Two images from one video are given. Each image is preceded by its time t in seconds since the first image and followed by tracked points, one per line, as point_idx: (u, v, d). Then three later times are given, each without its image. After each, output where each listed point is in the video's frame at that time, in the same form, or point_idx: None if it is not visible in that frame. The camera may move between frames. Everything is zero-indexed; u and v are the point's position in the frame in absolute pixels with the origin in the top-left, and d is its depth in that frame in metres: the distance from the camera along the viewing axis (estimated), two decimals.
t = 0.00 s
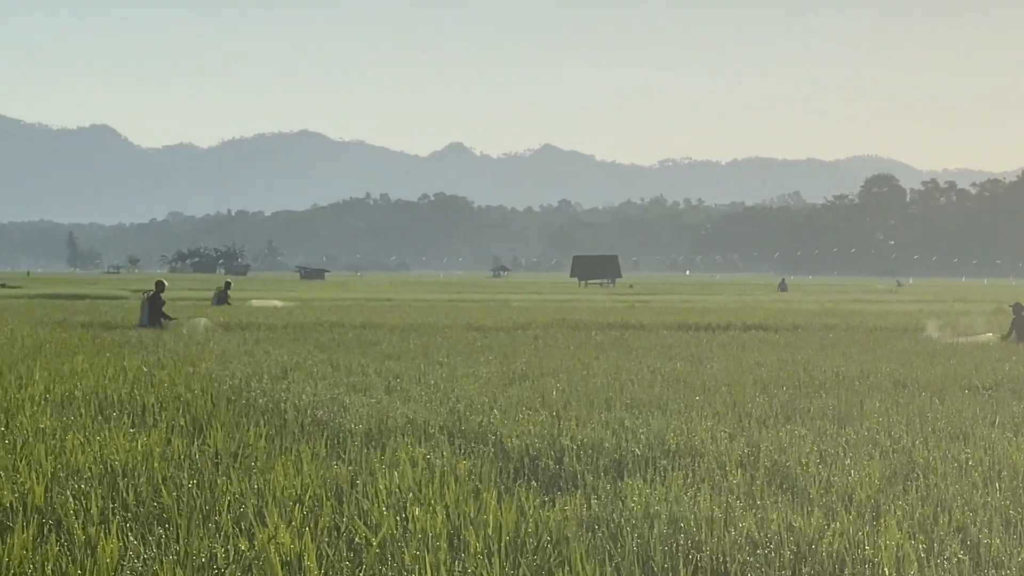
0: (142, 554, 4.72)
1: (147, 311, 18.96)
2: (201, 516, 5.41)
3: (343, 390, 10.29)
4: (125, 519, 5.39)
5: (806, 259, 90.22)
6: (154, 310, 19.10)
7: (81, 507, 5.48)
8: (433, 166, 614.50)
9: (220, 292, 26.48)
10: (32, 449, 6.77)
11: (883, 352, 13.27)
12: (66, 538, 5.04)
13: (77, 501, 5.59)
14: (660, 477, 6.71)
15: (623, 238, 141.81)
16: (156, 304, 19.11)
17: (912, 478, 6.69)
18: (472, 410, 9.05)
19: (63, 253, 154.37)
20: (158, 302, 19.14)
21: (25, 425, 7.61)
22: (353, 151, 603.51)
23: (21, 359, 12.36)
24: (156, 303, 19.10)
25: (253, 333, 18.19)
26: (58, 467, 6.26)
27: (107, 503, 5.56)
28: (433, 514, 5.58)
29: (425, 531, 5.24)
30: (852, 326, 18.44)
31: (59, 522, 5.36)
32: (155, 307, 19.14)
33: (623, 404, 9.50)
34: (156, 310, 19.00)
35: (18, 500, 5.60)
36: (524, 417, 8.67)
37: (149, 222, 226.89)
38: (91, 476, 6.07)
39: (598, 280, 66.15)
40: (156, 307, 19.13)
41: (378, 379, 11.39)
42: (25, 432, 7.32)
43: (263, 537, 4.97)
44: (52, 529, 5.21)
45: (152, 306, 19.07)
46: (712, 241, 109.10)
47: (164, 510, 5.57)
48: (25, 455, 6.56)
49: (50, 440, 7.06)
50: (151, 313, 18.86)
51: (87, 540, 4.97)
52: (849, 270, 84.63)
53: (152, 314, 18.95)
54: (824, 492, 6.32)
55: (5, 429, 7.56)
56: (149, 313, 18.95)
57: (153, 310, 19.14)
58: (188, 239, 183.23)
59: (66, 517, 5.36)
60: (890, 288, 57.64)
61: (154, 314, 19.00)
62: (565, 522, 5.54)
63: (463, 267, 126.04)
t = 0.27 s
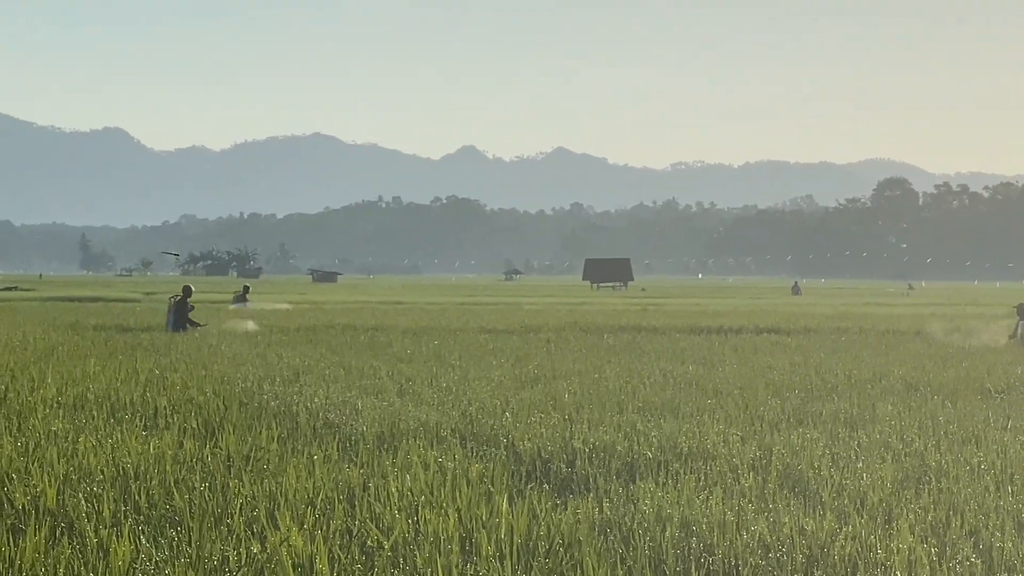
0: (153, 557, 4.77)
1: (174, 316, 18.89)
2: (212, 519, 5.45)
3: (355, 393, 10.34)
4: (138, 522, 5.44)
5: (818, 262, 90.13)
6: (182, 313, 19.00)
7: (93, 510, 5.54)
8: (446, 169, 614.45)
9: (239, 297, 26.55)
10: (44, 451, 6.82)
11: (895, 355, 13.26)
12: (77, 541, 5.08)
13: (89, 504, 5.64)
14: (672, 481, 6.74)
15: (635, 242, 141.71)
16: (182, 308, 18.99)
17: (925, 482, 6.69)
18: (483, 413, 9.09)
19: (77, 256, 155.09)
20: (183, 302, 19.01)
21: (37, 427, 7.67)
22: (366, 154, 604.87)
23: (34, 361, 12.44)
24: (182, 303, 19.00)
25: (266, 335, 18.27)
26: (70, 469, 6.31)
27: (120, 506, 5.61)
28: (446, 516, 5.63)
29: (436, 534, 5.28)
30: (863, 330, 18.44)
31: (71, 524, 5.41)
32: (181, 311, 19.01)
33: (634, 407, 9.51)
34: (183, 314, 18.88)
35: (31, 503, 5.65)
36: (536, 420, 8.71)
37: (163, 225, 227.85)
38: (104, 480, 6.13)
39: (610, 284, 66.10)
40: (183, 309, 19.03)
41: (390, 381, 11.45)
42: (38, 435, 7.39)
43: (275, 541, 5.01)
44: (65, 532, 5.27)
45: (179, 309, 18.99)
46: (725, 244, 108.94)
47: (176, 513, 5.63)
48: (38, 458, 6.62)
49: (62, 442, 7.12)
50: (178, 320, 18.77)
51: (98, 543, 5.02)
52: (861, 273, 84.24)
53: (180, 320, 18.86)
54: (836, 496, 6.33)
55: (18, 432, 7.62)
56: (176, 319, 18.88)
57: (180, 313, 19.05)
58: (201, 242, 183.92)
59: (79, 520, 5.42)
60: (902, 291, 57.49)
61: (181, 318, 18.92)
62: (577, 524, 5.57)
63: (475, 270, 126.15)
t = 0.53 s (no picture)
0: (161, 563, 4.81)
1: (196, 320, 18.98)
2: (220, 524, 5.48)
3: (362, 397, 10.37)
4: (146, 527, 5.47)
5: (826, 266, 90.17)
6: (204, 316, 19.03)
7: (101, 515, 5.57)
8: (454, 173, 614.69)
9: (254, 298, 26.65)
10: (51, 456, 6.85)
11: (903, 359, 13.26)
12: (86, 546, 5.12)
13: (97, 508, 5.67)
14: (680, 485, 6.75)
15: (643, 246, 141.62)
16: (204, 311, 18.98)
17: (931, 487, 6.69)
18: (491, 418, 9.10)
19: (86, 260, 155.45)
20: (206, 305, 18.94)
21: (44, 432, 7.73)
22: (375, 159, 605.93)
23: (42, 366, 12.48)
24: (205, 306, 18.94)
25: (274, 340, 18.28)
26: (76, 474, 6.35)
27: (126, 510, 5.65)
28: (453, 521, 5.64)
29: (444, 538, 5.31)
30: (872, 334, 18.41)
31: (78, 529, 5.44)
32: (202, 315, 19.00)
33: (642, 412, 9.54)
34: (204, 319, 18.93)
35: (38, 508, 5.69)
36: (544, 424, 8.74)
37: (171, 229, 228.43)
38: (111, 484, 6.17)
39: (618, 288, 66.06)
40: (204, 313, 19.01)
41: (397, 386, 11.49)
42: (46, 439, 7.42)
43: (280, 546, 5.02)
44: (72, 536, 5.30)
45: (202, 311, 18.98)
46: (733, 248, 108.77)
47: (183, 518, 5.66)
48: (46, 462, 6.66)
49: (69, 447, 7.16)
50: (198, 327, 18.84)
51: (106, 548, 5.06)
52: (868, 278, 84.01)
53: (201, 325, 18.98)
54: (844, 500, 6.34)
55: (25, 436, 7.65)
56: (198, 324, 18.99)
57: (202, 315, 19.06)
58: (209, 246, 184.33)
59: (86, 524, 5.45)
60: (911, 296, 57.37)
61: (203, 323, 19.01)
62: (585, 529, 5.59)
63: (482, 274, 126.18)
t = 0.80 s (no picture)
0: (166, 567, 4.83)
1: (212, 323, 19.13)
2: (224, 529, 5.49)
3: (365, 402, 10.39)
4: (150, 531, 5.50)
5: (830, 272, 90.17)
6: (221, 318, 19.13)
7: (105, 520, 5.60)
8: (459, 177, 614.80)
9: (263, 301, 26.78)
10: (57, 460, 6.89)
11: (907, 364, 13.25)
12: (91, 551, 5.15)
13: (101, 513, 5.70)
14: (684, 490, 6.77)
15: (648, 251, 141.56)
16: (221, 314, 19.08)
17: (935, 492, 6.70)
18: (496, 423, 9.12)
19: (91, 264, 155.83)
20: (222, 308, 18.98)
21: (50, 437, 7.76)
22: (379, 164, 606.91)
23: (48, 370, 12.54)
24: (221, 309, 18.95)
25: (280, 345, 18.33)
26: (82, 479, 6.38)
27: (130, 516, 5.68)
28: (457, 526, 5.66)
29: (448, 543, 5.33)
30: (877, 340, 18.39)
31: (84, 534, 5.48)
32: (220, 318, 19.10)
33: (647, 417, 9.54)
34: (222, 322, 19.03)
35: (43, 511, 5.72)
36: (550, 429, 8.74)
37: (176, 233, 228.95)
38: (116, 488, 6.20)
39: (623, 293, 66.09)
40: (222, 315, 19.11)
41: (402, 390, 11.51)
42: (51, 444, 7.46)
43: (285, 552, 5.03)
44: (77, 541, 5.32)
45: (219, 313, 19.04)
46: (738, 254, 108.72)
47: (188, 522, 5.68)
48: (51, 467, 6.69)
49: (73, 452, 7.18)
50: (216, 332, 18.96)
51: (110, 552, 5.08)
52: (873, 284, 83.95)
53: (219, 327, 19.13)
54: (848, 505, 6.35)
55: (29, 440, 7.68)
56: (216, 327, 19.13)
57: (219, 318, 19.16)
58: (214, 251, 184.72)
59: (90, 530, 5.47)
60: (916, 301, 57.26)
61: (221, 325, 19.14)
62: (590, 534, 5.60)
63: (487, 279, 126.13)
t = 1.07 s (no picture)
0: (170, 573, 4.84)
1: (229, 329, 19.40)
2: (227, 534, 5.52)
3: (368, 408, 10.41)
4: (152, 536, 5.52)
5: (833, 278, 90.23)
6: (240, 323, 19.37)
7: (108, 525, 5.63)
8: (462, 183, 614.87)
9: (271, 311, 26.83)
10: (61, 466, 6.90)
11: (910, 370, 13.25)
12: (95, 556, 5.17)
13: (104, 518, 5.73)
14: (687, 496, 6.78)
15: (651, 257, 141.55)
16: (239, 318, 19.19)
17: (939, 498, 6.71)
18: (499, 429, 9.14)
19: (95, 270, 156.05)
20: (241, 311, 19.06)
21: (52, 442, 7.78)
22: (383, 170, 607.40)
23: (50, 376, 12.56)
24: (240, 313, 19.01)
25: (281, 351, 18.35)
26: (86, 484, 6.40)
27: (135, 521, 5.71)
28: (460, 532, 5.68)
29: (450, 549, 5.34)
30: (878, 346, 18.41)
31: (87, 539, 5.50)
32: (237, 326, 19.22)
33: (649, 423, 9.55)
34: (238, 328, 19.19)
35: (45, 516, 5.73)
36: (554, 435, 8.76)
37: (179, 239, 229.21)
38: (119, 494, 6.20)
39: (626, 299, 66.04)
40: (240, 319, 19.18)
41: (404, 396, 11.53)
42: (54, 449, 7.49)
43: (289, 556, 5.05)
44: (81, 546, 5.34)
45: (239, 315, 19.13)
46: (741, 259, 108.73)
47: (191, 527, 5.70)
48: (54, 473, 6.71)
49: (77, 457, 7.21)
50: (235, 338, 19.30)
51: (113, 558, 5.10)
52: (876, 289, 83.95)
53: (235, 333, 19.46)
54: (851, 511, 6.35)
55: (34, 446, 7.70)
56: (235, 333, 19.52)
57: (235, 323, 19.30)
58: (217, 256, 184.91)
59: (94, 535, 5.49)
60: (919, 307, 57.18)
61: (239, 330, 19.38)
62: (592, 540, 5.61)
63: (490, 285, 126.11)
